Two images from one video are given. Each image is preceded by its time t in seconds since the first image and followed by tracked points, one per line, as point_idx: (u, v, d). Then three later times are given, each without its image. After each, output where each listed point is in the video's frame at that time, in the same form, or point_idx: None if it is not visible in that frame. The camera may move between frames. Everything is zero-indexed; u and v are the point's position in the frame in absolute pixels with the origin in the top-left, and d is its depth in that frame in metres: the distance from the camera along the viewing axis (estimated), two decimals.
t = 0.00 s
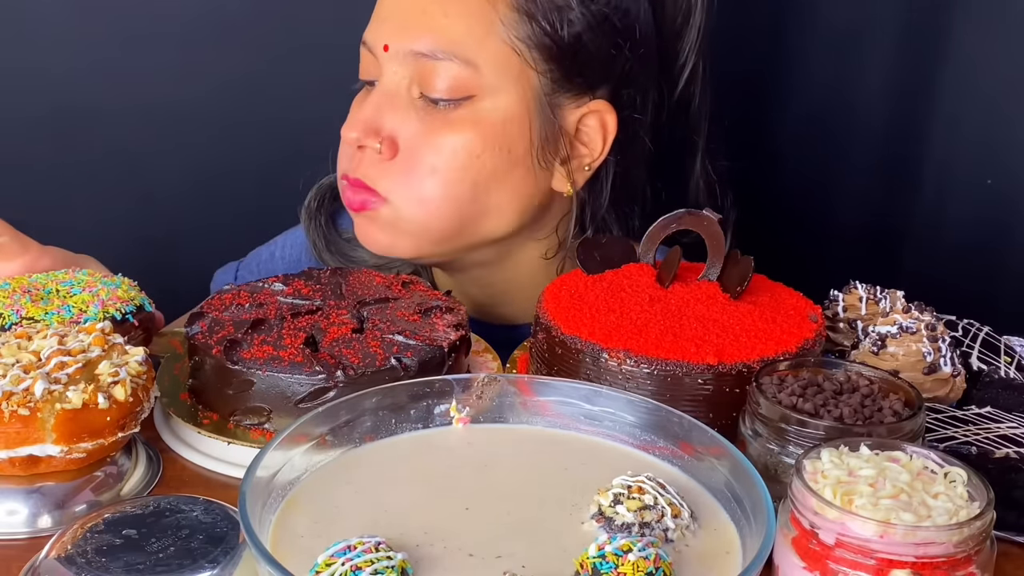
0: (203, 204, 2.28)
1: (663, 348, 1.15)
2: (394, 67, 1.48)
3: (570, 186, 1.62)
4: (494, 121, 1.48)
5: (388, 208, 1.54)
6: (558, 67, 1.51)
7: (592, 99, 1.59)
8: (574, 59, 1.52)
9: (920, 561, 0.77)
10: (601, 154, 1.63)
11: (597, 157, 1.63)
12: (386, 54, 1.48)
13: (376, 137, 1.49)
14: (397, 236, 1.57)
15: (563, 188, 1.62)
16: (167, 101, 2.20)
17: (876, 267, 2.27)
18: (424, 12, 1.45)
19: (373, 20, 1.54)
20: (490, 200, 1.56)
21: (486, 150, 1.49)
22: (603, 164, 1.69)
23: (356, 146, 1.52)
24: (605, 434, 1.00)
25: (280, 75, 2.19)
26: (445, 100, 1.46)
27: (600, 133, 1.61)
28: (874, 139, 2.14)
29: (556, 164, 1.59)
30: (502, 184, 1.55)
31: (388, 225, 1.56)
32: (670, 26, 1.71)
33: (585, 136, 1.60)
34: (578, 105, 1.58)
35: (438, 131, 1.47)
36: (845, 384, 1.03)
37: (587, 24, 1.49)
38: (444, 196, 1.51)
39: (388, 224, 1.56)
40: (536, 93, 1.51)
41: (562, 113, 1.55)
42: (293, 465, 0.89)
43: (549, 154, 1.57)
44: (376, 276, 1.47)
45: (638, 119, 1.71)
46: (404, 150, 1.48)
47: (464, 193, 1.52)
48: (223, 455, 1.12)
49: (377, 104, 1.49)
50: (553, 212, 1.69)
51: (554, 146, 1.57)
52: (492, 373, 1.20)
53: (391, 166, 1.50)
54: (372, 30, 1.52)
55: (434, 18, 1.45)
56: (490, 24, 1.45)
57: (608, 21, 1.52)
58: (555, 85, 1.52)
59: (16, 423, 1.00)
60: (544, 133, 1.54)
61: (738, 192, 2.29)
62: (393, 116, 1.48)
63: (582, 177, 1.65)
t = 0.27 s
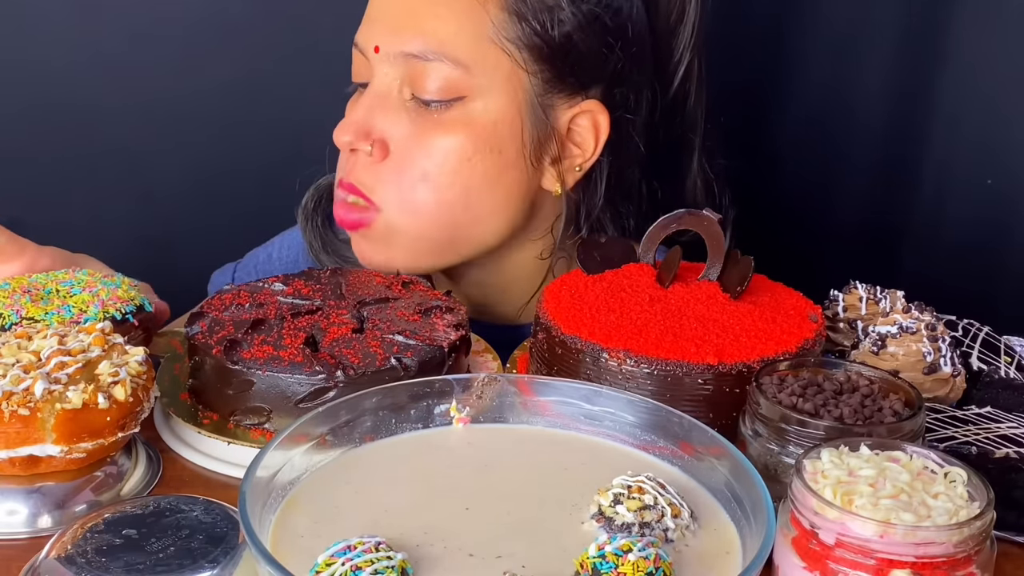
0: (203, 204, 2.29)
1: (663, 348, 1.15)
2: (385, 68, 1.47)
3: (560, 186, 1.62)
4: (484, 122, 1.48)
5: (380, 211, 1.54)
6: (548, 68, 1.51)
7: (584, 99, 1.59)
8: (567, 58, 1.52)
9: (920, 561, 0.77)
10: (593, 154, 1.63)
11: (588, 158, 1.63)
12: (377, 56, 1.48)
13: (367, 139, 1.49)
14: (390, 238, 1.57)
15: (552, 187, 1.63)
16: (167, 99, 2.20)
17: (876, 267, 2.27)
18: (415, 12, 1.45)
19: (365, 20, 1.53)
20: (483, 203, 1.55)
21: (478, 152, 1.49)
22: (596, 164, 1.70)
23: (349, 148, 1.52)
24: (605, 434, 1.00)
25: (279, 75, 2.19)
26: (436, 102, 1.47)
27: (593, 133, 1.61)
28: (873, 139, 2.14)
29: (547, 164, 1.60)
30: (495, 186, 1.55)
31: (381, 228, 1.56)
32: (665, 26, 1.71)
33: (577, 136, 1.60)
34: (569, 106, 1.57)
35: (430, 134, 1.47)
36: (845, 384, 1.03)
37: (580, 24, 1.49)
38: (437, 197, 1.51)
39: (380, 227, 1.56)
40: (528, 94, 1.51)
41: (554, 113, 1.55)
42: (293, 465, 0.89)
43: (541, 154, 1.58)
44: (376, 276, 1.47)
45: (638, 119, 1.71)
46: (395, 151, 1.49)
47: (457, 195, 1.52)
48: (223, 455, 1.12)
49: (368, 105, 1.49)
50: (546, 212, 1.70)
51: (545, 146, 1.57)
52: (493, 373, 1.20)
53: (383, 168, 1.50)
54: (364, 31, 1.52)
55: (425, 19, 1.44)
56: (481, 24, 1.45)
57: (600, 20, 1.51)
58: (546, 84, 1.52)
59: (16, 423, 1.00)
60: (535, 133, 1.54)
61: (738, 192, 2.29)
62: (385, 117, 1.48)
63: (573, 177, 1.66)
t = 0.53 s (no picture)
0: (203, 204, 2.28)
1: (663, 347, 1.15)
2: (385, 68, 1.47)
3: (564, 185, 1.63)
4: (485, 121, 1.48)
5: (382, 209, 1.54)
6: (550, 66, 1.51)
7: (585, 97, 1.59)
8: (568, 57, 1.52)
9: (920, 561, 0.77)
10: (595, 152, 1.63)
11: (591, 155, 1.63)
12: (378, 55, 1.48)
13: (368, 138, 1.49)
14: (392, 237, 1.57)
15: (557, 186, 1.63)
16: (166, 99, 2.18)
17: (876, 267, 2.27)
18: (415, 12, 1.45)
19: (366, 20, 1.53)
20: (484, 201, 1.56)
21: (479, 151, 1.49)
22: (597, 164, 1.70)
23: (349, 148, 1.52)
24: (605, 434, 1.00)
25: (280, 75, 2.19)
26: (438, 101, 1.47)
27: (594, 132, 1.61)
28: (873, 139, 2.14)
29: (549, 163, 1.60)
30: (495, 185, 1.55)
31: (382, 226, 1.56)
32: (665, 26, 1.71)
33: (579, 135, 1.60)
34: (572, 104, 1.57)
35: (432, 134, 1.47)
36: (845, 384, 1.03)
37: (579, 22, 1.49)
38: (439, 196, 1.52)
39: (382, 225, 1.56)
40: (529, 92, 1.51)
41: (556, 111, 1.55)
42: (293, 465, 0.89)
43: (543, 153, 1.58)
44: (376, 276, 1.47)
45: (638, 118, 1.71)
46: (396, 150, 1.49)
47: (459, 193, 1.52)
48: (223, 455, 1.12)
49: (369, 105, 1.49)
50: (548, 212, 1.71)
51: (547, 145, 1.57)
52: (492, 373, 1.20)
53: (384, 167, 1.50)
54: (364, 31, 1.52)
55: (425, 19, 1.44)
56: (482, 23, 1.45)
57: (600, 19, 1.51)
58: (547, 83, 1.52)
59: (16, 423, 1.00)
60: (538, 131, 1.54)
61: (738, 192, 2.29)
62: (385, 116, 1.48)
63: (575, 176, 1.66)
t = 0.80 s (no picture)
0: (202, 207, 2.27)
1: (663, 347, 1.15)
2: (386, 67, 1.47)
3: (564, 184, 1.62)
4: (485, 120, 1.48)
5: (383, 209, 1.54)
6: (550, 64, 1.51)
7: (586, 96, 1.59)
8: (568, 55, 1.52)
9: (920, 561, 0.77)
10: (595, 150, 1.63)
11: (591, 154, 1.63)
12: (378, 54, 1.47)
13: (369, 137, 1.49)
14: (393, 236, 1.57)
15: (556, 184, 1.62)
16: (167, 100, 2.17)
17: (876, 267, 2.27)
18: (416, 9, 1.45)
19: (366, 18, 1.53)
20: (485, 200, 1.55)
21: (479, 150, 1.49)
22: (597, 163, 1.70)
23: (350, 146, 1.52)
24: (605, 434, 1.00)
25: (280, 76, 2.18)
26: (439, 100, 1.47)
27: (594, 131, 1.60)
28: (873, 138, 2.14)
29: (549, 162, 1.59)
30: (496, 183, 1.54)
31: (383, 226, 1.56)
32: (665, 25, 1.71)
33: (579, 134, 1.60)
34: (573, 102, 1.57)
35: (433, 133, 1.47)
36: (845, 384, 1.03)
37: (579, 20, 1.50)
38: (440, 195, 1.51)
39: (383, 224, 1.56)
40: (529, 91, 1.51)
41: (557, 110, 1.55)
42: (293, 465, 0.89)
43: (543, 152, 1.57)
44: (376, 276, 1.47)
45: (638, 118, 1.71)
46: (397, 148, 1.48)
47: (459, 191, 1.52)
48: (222, 455, 1.12)
49: (369, 104, 1.49)
50: (547, 211, 1.71)
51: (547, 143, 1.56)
52: (493, 373, 1.20)
53: (385, 165, 1.50)
54: (364, 30, 1.52)
55: (426, 17, 1.44)
56: (482, 21, 1.45)
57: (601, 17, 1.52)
58: (548, 81, 1.52)
59: (16, 423, 1.00)
60: (538, 129, 1.54)
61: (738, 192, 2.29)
62: (386, 115, 1.47)
63: (575, 174, 1.66)
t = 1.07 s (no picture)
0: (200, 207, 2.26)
1: (663, 348, 1.15)
2: (389, 66, 1.48)
3: (563, 185, 1.63)
4: (487, 120, 1.48)
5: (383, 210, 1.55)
6: (553, 65, 1.51)
7: (587, 97, 1.59)
8: (570, 57, 1.52)
9: (920, 561, 0.77)
10: (596, 152, 1.64)
11: (591, 156, 1.64)
12: (382, 52, 1.48)
13: (371, 135, 1.49)
14: (392, 238, 1.58)
15: (555, 185, 1.63)
16: (166, 100, 2.17)
17: (876, 268, 2.27)
18: (421, 9, 1.45)
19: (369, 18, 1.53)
20: (485, 201, 1.55)
21: (482, 150, 1.49)
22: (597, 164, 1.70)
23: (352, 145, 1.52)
24: (605, 434, 1.00)
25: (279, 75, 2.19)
26: (443, 98, 1.47)
27: (595, 132, 1.61)
28: (873, 138, 2.14)
29: (550, 163, 1.60)
30: (497, 184, 1.54)
31: (383, 228, 1.57)
32: (666, 26, 1.71)
33: (579, 135, 1.60)
34: (574, 104, 1.57)
35: (434, 134, 1.47)
36: (845, 384, 1.03)
37: (581, 21, 1.49)
38: (438, 195, 1.52)
39: (382, 225, 1.57)
40: (531, 91, 1.51)
41: (561, 112, 1.55)
42: (293, 465, 0.89)
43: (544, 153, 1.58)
44: (376, 276, 1.47)
45: (639, 119, 1.71)
46: (400, 148, 1.49)
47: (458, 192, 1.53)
48: (222, 455, 1.12)
49: (372, 102, 1.49)
50: (546, 211, 1.71)
51: (549, 144, 1.57)
52: (493, 373, 1.20)
53: (386, 165, 1.50)
54: (365, 30, 1.53)
55: (431, 14, 1.44)
56: (485, 21, 1.45)
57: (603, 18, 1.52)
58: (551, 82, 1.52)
59: (16, 423, 1.00)
60: (540, 131, 1.54)
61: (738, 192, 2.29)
62: (388, 113, 1.48)
63: (574, 176, 1.66)
